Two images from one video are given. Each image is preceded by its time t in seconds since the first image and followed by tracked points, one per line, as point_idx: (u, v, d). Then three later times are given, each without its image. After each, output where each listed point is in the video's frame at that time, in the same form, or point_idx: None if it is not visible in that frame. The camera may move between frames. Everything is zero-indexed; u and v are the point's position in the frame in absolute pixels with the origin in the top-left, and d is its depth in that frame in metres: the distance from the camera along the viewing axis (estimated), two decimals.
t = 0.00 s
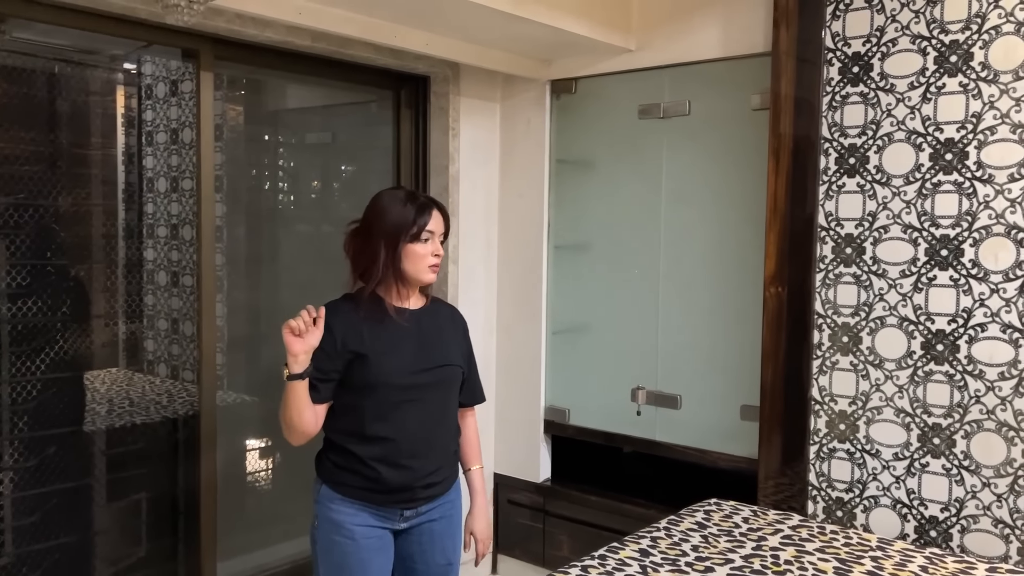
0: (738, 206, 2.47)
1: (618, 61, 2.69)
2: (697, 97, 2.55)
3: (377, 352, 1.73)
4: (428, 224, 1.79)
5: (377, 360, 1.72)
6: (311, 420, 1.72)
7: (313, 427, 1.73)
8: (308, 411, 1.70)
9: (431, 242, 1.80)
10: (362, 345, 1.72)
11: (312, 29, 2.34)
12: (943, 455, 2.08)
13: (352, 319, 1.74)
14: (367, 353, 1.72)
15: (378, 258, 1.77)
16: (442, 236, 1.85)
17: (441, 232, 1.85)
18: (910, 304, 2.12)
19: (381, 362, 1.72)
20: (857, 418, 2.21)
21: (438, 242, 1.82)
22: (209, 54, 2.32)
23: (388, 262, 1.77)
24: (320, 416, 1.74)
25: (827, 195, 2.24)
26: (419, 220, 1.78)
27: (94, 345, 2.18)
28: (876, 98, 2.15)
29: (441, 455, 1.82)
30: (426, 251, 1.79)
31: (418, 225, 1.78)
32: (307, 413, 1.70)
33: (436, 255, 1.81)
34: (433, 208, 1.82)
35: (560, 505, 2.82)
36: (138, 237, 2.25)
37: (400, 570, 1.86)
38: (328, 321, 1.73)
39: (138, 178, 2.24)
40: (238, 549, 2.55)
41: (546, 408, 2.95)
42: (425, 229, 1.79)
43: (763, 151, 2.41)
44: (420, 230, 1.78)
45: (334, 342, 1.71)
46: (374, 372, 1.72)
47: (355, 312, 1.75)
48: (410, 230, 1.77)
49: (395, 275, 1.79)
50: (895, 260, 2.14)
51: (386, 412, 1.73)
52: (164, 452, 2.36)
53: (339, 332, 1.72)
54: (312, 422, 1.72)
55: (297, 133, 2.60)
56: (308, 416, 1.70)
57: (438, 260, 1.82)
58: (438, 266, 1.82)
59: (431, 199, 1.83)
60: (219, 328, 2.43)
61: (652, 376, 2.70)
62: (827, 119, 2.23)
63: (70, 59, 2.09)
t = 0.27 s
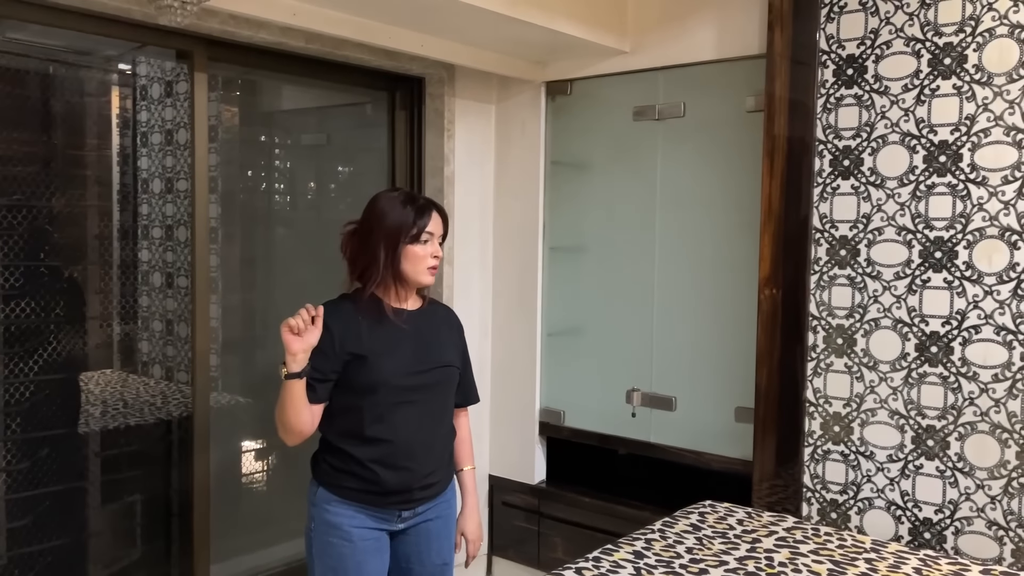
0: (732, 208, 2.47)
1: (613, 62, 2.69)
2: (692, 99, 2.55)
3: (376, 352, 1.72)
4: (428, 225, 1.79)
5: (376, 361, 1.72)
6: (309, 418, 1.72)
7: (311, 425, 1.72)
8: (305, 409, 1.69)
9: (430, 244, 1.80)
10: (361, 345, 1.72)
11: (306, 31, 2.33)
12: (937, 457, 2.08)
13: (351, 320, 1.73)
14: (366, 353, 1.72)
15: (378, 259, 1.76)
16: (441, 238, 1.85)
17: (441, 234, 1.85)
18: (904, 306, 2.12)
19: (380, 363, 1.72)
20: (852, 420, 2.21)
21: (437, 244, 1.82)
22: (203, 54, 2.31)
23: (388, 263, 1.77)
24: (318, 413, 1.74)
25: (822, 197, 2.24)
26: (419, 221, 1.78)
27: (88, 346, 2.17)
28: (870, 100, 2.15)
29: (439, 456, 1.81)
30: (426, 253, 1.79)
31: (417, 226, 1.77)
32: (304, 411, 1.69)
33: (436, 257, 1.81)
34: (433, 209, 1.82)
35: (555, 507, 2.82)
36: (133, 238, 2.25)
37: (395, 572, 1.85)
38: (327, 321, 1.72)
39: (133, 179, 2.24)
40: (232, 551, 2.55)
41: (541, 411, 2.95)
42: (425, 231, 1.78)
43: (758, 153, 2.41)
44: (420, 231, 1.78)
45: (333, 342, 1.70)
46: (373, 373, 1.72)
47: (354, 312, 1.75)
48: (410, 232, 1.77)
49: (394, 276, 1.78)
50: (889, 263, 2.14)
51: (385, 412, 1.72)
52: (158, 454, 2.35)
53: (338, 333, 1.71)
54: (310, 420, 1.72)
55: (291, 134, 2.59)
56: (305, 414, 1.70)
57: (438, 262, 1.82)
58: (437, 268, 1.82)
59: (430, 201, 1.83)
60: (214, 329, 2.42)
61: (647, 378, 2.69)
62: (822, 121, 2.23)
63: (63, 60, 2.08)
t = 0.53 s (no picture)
0: (731, 208, 2.47)
1: (611, 62, 2.69)
2: (691, 99, 2.55)
3: (381, 350, 1.72)
4: (432, 225, 1.79)
5: (380, 359, 1.72)
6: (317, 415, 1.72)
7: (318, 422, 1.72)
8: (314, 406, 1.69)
9: (436, 244, 1.79)
10: (366, 343, 1.72)
11: (304, 30, 2.33)
12: (935, 457, 2.08)
13: (357, 317, 1.74)
14: (370, 351, 1.72)
15: (383, 260, 1.76)
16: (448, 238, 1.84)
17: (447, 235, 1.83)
18: (903, 306, 2.12)
19: (384, 360, 1.72)
20: (850, 420, 2.21)
21: (443, 244, 1.81)
22: (201, 54, 2.31)
23: (392, 264, 1.76)
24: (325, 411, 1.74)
25: (820, 197, 2.24)
26: (423, 221, 1.77)
27: (85, 347, 2.17)
28: (869, 101, 2.15)
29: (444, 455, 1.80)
30: (431, 253, 1.78)
31: (421, 226, 1.77)
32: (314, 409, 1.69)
33: (442, 257, 1.80)
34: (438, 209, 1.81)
35: (554, 507, 2.82)
36: (131, 239, 2.24)
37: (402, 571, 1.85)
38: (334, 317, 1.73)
39: (131, 179, 2.23)
40: (230, 552, 2.54)
41: (539, 411, 2.95)
42: (429, 231, 1.78)
43: (756, 153, 2.41)
44: (424, 231, 1.77)
45: (340, 339, 1.71)
46: (377, 371, 1.71)
47: (361, 309, 1.75)
48: (414, 232, 1.76)
49: (400, 277, 1.78)
50: (888, 263, 2.14)
51: (388, 410, 1.72)
52: (156, 454, 2.35)
53: (344, 329, 1.71)
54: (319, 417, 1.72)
55: (290, 134, 2.59)
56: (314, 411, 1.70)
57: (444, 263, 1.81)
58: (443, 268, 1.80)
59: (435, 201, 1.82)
60: (212, 329, 2.42)
61: (645, 378, 2.69)
62: (820, 121, 2.23)
63: (61, 60, 2.08)
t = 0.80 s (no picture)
0: (729, 208, 2.47)
1: (610, 62, 2.69)
2: (689, 98, 2.55)
3: (384, 355, 1.72)
4: (424, 228, 1.79)
5: (383, 364, 1.71)
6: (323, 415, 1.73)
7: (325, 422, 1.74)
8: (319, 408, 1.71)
9: (428, 246, 1.79)
10: (370, 347, 1.71)
11: (303, 29, 2.33)
12: (934, 457, 2.08)
13: (362, 321, 1.74)
14: (373, 355, 1.71)
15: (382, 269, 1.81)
16: (446, 240, 1.82)
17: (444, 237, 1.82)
18: (902, 306, 2.12)
19: (387, 365, 1.71)
20: (849, 420, 2.21)
21: (439, 248, 1.80)
22: (200, 54, 2.30)
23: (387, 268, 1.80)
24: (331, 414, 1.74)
25: (819, 196, 2.24)
26: (415, 225, 1.79)
27: (84, 346, 2.16)
28: (868, 100, 2.15)
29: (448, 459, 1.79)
30: (423, 255, 1.78)
31: (413, 230, 1.79)
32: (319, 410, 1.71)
33: (436, 260, 1.79)
34: (434, 213, 1.82)
35: (553, 507, 2.81)
36: (129, 238, 2.24)
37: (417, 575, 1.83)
38: (340, 320, 1.74)
39: (129, 179, 2.23)
40: (229, 551, 2.54)
41: (538, 411, 2.94)
42: (419, 234, 1.79)
43: (756, 153, 2.41)
44: (415, 235, 1.79)
45: (344, 341, 1.71)
46: (379, 375, 1.71)
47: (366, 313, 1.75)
48: (405, 236, 1.79)
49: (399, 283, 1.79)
50: (886, 262, 2.14)
51: (390, 414, 1.71)
52: (155, 454, 2.34)
53: (348, 332, 1.72)
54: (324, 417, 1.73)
55: (289, 133, 2.59)
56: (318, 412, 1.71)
57: (440, 264, 1.79)
58: (438, 271, 1.79)
59: (432, 206, 1.83)
60: (211, 329, 2.41)
61: (644, 378, 2.69)
62: (819, 121, 2.23)
63: (59, 59, 2.07)
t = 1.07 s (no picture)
0: (730, 207, 2.47)
1: (610, 60, 2.68)
2: (690, 96, 2.55)
3: (387, 351, 1.72)
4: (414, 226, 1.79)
5: (385, 359, 1.71)
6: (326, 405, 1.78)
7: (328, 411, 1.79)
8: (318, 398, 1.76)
9: (419, 243, 1.78)
10: (374, 343, 1.72)
11: (302, 28, 2.32)
12: (935, 455, 2.08)
13: (369, 317, 1.76)
14: (377, 350, 1.72)
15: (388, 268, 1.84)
16: (439, 235, 1.79)
17: (437, 232, 1.79)
18: (903, 304, 2.11)
19: (389, 361, 1.71)
20: (850, 418, 2.21)
21: (431, 244, 1.78)
22: (199, 52, 2.30)
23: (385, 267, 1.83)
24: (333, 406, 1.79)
25: (820, 194, 2.23)
26: (406, 223, 1.79)
27: (84, 346, 2.16)
28: (869, 98, 2.15)
29: (452, 456, 1.76)
30: (415, 253, 1.77)
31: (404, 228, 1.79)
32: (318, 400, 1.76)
33: (427, 256, 1.77)
34: (426, 210, 1.80)
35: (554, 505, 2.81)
36: (129, 237, 2.24)
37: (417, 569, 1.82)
38: (349, 316, 1.78)
39: (129, 178, 2.23)
40: (230, 550, 2.54)
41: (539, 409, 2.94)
42: (409, 232, 1.78)
43: (756, 151, 2.41)
44: (406, 233, 1.79)
45: (351, 336, 1.75)
46: (381, 370, 1.71)
47: (374, 309, 1.77)
48: (398, 234, 1.80)
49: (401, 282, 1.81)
50: (887, 260, 2.13)
51: (391, 408, 1.71)
52: (155, 453, 2.34)
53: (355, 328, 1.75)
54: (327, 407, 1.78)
55: (288, 132, 2.59)
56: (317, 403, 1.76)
57: (432, 260, 1.77)
58: (428, 267, 1.76)
59: (426, 203, 1.81)
60: (211, 328, 2.41)
61: (645, 376, 2.69)
62: (820, 119, 2.23)
63: (59, 58, 2.07)
